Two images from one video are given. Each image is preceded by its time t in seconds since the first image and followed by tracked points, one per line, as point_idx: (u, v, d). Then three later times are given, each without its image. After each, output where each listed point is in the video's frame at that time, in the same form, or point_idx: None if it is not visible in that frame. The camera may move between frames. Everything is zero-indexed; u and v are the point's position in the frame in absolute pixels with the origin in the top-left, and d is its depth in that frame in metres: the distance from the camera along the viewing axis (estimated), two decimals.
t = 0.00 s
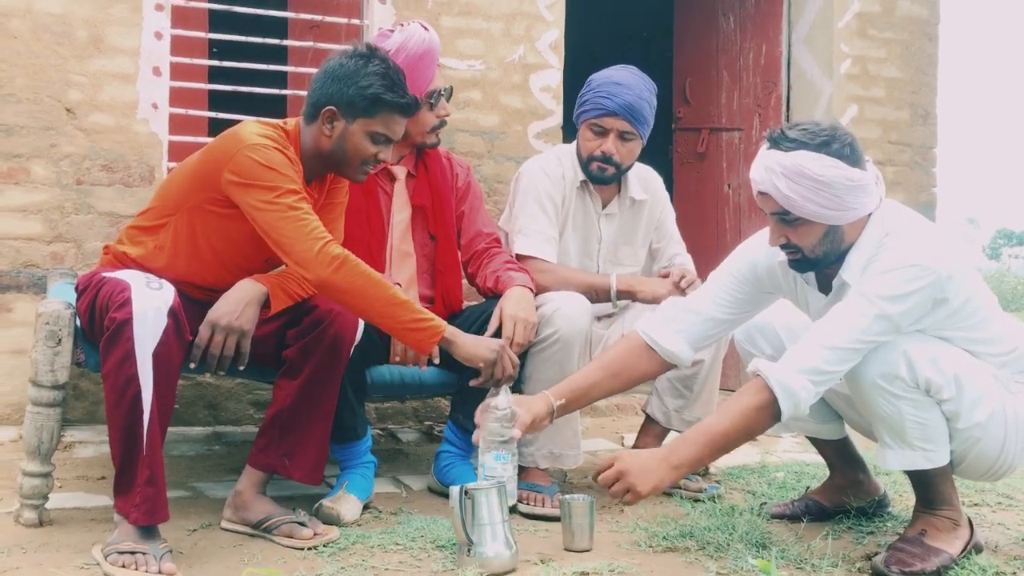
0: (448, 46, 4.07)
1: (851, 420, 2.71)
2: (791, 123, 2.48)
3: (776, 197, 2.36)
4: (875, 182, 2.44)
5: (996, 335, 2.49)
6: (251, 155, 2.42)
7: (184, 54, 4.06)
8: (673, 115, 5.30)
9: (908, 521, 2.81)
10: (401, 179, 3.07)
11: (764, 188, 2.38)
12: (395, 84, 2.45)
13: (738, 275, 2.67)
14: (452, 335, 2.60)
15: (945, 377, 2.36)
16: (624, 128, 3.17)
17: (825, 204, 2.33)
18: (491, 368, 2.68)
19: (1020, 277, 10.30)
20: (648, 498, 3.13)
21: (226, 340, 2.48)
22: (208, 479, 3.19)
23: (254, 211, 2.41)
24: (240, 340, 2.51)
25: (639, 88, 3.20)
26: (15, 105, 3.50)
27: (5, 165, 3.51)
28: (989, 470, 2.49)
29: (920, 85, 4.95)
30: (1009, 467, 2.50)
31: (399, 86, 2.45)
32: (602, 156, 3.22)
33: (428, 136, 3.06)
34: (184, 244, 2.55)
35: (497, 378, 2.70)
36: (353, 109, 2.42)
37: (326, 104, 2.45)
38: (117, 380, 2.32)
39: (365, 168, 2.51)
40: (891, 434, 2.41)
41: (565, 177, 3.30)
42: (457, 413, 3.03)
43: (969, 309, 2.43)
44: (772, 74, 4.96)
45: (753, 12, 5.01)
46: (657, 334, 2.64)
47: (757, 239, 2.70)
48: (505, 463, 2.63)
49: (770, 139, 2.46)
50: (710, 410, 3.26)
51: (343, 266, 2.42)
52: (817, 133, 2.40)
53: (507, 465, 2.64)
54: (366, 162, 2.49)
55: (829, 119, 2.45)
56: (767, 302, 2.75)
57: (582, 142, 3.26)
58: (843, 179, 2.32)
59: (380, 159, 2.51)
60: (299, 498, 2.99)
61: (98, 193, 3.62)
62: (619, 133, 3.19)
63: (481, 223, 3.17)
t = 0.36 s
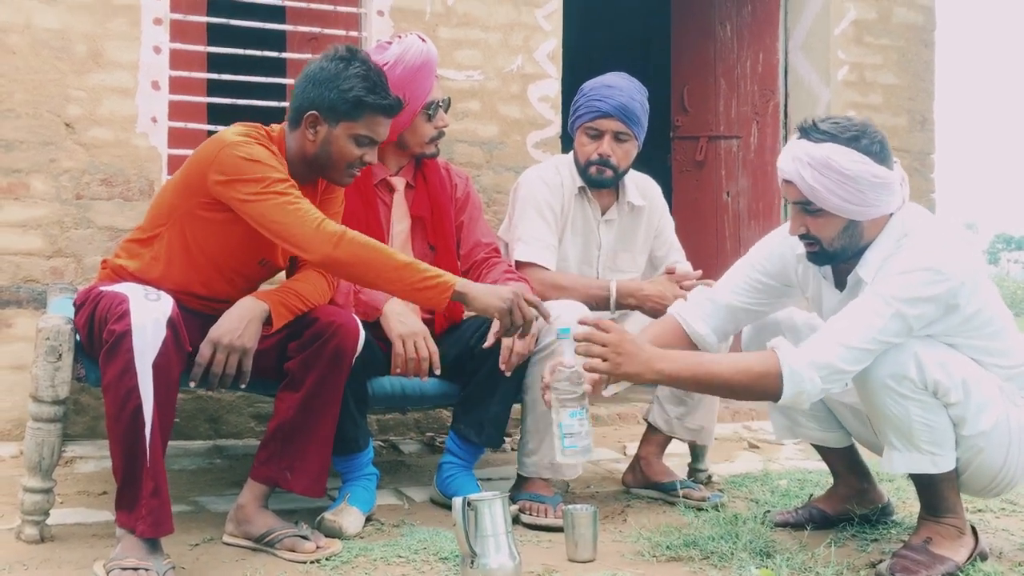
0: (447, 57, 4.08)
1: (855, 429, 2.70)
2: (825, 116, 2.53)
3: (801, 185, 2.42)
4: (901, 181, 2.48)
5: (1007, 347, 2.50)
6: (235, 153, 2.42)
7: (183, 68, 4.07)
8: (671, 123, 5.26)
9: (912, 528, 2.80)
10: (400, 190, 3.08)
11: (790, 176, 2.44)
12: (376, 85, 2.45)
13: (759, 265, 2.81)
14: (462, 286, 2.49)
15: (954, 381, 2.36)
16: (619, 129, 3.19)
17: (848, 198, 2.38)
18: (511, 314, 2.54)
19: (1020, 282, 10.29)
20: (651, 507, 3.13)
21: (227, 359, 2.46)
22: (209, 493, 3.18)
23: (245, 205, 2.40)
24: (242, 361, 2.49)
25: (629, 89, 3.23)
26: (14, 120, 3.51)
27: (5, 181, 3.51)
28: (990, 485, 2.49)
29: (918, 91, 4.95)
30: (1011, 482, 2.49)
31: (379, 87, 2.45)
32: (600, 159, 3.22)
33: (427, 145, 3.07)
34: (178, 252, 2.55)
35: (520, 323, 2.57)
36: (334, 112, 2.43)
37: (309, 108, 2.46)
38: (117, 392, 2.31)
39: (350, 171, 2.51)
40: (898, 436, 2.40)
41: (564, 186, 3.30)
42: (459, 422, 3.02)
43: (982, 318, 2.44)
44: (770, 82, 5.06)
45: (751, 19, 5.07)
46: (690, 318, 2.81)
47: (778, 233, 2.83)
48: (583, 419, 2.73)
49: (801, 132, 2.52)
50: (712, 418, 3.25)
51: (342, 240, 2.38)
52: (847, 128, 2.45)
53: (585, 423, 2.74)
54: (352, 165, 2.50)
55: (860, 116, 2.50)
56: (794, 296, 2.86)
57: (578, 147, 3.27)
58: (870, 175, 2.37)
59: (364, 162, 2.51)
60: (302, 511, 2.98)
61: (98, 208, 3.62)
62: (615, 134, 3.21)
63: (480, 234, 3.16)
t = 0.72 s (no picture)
0: (448, 64, 4.08)
1: (866, 434, 2.69)
2: (833, 116, 2.57)
3: (810, 183, 2.44)
4: (910, 179, 2.50)
5: (1017, 350, 2.51)
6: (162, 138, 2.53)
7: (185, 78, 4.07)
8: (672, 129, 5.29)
9: (920, 533, 2.79)
10: (403, 197, 3.07)
11: (799, 174, 2.46)
12: (329, 69, 2.50)
13: (777, 272, 2.84)
14: (263, 269, 2.37)
15: (965, 378, 2.35)
16: (628, 135, 3.20)
17: (858, 194, 2.40)
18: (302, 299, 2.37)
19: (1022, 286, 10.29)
20: (656, 513, 3.12)
21: (233, 369, 2.47)
22: (215, 502, 3.18)
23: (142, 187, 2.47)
24: (246, 370, 2.48)
25: (636, 94, 3.23)
26: (17, 131, 3.51)
27: (8, 191, 3.51)
28: (996, 493, 2.47)
29: (920, 95, 4.95)
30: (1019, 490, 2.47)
31: (333, 71, 2.50)
32: (609, 165, 3.22)
33: (429, 153, 3.07)
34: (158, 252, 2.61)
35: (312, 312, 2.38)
36: (294, 100, 2.48)
37: (268, 100, 2.51)
38: (117, 398, 2.31)
39: (314, 159, 2.55)
40: (908, 433, 2.40)
41: (570, 193, 3.30)
42: (463, 429, 3.01)
43: (992, 316, 2.45)
44: (772, 87, 5.05)
45: (752, 25, 5.08)
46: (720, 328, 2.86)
47: (796, 241, 2.86)
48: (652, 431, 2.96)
49: (810, 131, 2.55)
50: (718, 424, 3.23)
51: (142, 224, 2.34)
52: (854, 127, 2.48)
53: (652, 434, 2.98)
54: (317, 152, 2.53)
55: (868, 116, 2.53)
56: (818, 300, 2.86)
57: (587, 154, 3.27)
58: (878, 171, 2.39)
59: (327, 147, 2.54)
60: (307, 519, 2.98)
61: (101, 218, 3.63)
62: (624, 141, 3.21)
63: (485, 240, 3.16)
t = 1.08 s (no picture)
0: (453, 68, 4.09)
1: (872, 437, 2.68)
2: (840, 119, 2.57)
3: (820, 185, 2.44)
4: (920, 180, 2.50)
5: None
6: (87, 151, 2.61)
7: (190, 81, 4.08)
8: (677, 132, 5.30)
9: (925, 536, 2.78)
10: (406, 202, 3.07)
11: (808, 177, 2.46)
12: (209, 31, 2.56)
13: (787, 277, 2.85)
14: (157, 296, 2.38)
15: (973, 378, 2.35)
16: (635, 139, 3.19)
17: (867, 194, 2.40)
18: (175, 343, 2.35)
19: None
20: (661, 517, 3.11)
21: (291, 370, 2.49)
22: (219, 505, 3.18)
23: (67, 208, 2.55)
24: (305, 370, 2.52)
25: (643, 99, 3.23)
26: (22, 134, 3.52)
27: (14, 195, 3.52)
28: (1002, 497, 2.47)
29: (925, 98, 4.94)
30: None
31: (212, 32, 2.56)
32: (616, 168, 3.22)
33: (432, 157, 3.07)
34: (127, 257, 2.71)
35: (196, 358, 2.38)
36: (182, 70, 2.56)
37: (162, 75, 2.60)
38: (103, 396, 2.32)
39: (220, 125, 2.60)
40: (916, 432, 2.38)
41: (573, 196, 3.30)
42: (468, 433, 3.02)
43: (1001, 319, 2.45)
44: (776, 90, 5.04)
45: (756, 28, 5.07)
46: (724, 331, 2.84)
47: (808, 246, 2.86)
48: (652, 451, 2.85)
49: (818, 135, 2.55)
50: (723, 428, 3.23)
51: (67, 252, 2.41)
52: (861, 130, 2.49)
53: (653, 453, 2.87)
54: (220, 116, 2.59)
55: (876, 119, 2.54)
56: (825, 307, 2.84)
57: (594, 158, 3.27)
58: (887, 171, 2.39)
59: (228, 111, 2.60)
60: (311, 523, 2.98)
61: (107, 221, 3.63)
62: (632, 145, 3.21)
63: (488, 244, 3.16)
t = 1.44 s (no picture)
0: (456, 70, 4.09)
1: (876, 437, 2.67)
2: (836, 125, 2.57)
3: (816, 191, 2.44)
4: (915, 182, 2.50)
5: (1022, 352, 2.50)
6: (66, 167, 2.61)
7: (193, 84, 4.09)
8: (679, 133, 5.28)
9: (931, 537, 2.78)
10: (408, 204, 3.08)
11: (805, 183, 2.47)
12: (158, 22, 2.57)
13: (787, 285, 2.80)
14: (179, 296, 2.39)
15: (971, 378, 2.35)
16: (635, 139, 3.19)
17: (863, 200, 2.40)
18: (204, 340, 2.37)
19: None
20: (666, 518, 3.11)
21: (351, 346, 2.56)
22: (224, 507, 3.18)
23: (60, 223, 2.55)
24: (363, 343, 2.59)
25: (643, 99, 3.23)
26: (27, 138, 3.53)
27: (18, 198, 3.53)
28: (1004, 497, 2.46)
29: (929, 98, 4.94)
30: None
31: (161, 23, 2.57)
32: (615, 169, 3.22)
33: (433, 159, 3.06)
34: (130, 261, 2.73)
35: (224, 351, 2.39)
36: (137, 65, 2.58)
37: (119, 72, 2.62)
38: (117, 399, 2.32)
39: (181, 116, 2.62)
40: (916, 434, 2.38)
41: (573, 198, 3.31)
42: (472, 435, 3.00)
43: (998, 319, 2.45)
44: (779, 90, 5.09)
45: (759, 29, 5.09)
46: (727, 348, 2.75)
47: (807, 253, 2.82)
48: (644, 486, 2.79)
49: (813, 141, 2.56)
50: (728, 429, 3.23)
51: (83, 260, 2.42)
52: (855, 134, 2.49)
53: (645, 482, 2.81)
54: (179, 108, 2.60)
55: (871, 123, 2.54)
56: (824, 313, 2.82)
57: (593, 159, 3.27)
58: (882, 176, 2.39)
59: (188, 101, 2.62)
60: (316, 525, 2.98)
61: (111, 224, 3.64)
62: (631, 145, 3.21)
63: (491, 245, 3.17)
